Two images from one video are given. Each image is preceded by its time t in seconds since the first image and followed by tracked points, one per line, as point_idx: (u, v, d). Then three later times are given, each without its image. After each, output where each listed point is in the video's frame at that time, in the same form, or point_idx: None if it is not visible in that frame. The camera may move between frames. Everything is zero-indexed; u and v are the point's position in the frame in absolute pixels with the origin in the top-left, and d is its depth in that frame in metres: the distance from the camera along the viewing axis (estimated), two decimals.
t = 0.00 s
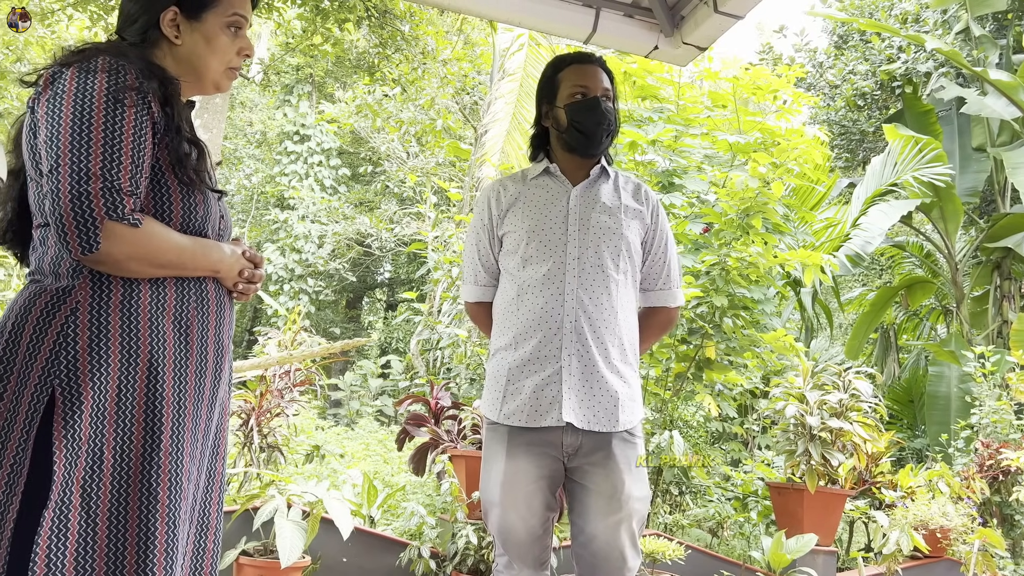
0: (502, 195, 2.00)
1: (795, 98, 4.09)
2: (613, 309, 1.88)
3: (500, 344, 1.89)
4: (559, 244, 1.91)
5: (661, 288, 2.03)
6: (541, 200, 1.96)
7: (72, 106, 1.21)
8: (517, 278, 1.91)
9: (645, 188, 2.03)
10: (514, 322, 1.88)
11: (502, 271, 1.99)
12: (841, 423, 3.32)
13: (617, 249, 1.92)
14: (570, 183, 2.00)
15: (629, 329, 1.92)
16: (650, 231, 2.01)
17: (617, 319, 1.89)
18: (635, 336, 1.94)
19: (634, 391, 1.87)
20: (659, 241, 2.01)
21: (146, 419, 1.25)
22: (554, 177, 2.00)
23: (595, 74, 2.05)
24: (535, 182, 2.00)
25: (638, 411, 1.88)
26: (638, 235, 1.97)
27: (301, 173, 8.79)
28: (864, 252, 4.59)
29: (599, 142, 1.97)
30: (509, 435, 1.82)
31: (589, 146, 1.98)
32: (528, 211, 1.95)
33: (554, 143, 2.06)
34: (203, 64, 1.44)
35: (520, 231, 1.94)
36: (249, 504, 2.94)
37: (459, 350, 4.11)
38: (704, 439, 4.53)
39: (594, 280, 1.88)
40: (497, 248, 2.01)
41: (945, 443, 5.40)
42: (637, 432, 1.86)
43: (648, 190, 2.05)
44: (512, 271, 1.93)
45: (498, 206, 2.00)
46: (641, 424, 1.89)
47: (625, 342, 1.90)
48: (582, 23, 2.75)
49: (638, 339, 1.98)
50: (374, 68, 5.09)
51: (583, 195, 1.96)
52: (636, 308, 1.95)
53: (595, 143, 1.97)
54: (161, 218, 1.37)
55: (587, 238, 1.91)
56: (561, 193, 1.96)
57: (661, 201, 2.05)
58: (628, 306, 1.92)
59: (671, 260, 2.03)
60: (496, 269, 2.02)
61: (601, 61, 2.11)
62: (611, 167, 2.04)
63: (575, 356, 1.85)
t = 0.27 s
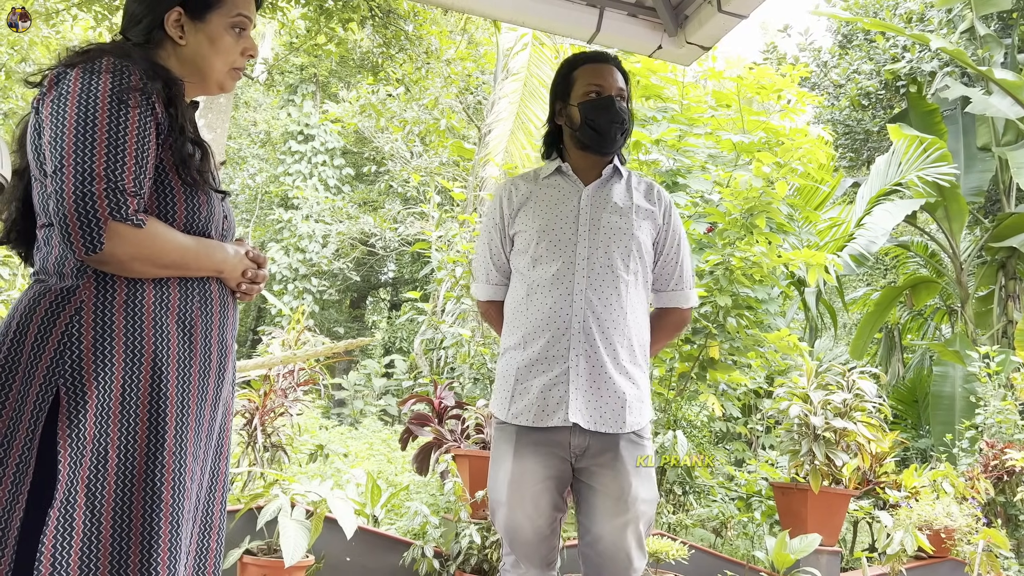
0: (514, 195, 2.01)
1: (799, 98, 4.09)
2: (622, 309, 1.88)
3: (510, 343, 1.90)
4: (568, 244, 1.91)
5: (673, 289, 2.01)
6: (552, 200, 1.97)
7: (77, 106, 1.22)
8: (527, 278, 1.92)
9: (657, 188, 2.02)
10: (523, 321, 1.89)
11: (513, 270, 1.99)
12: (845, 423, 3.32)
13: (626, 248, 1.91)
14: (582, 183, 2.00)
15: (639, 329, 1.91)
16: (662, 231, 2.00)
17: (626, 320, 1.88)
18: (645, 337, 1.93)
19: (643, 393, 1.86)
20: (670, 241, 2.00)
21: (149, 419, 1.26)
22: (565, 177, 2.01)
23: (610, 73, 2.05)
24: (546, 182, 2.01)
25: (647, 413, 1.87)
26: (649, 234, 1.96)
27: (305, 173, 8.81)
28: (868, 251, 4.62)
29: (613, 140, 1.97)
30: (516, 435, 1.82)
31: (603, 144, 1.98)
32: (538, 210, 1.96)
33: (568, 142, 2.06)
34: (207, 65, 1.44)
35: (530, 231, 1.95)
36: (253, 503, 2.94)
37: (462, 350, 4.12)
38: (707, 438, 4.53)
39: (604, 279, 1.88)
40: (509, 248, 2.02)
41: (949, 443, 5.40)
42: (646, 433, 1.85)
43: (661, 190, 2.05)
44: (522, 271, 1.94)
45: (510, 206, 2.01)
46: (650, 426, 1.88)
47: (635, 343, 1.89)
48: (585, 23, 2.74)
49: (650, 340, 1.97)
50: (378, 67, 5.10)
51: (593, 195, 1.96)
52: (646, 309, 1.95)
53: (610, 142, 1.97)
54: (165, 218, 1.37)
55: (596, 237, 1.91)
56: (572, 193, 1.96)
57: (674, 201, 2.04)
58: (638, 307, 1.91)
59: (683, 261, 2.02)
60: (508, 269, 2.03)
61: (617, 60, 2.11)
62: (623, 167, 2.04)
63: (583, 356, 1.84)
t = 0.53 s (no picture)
0: (524, 195, 2.02)
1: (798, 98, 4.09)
2: (631, 310, 1.87)
3: (519, 342, 1.91)
4: (576, 244, 1.91)
5: (684, 290, 2.00)
6: (562, 200, 1.97)
7: (74, 107, 1.22)
8: (536, 278, 1.93)
9: (669, 188, 2.02)
10: (532, 320, 1.90)
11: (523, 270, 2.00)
12: (844, 423, 3.33)
13: (635, 248, 1.91)
14: (593, 183, 2.00)
15: (649, 330, 1.90)
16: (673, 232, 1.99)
17: (635, 320, 1.87)
18: (655, 338, 1.92)
19: (650, 394, 1.85)
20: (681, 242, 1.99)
21: (147, 419, 1.26)
22: (576, 177, 2.01)
23: (622, 73, 2.05)
24: (557, 182, 2.01)
25: (655, 414, 1.86)
26: (659, 235, 1.96)
27: (304, 173, 8.81)
28: (867, 252, 4.63)
29: (625, 139, 1.97)
30: (523, 434, 1.82)
31: (614, 143, 1.98)
32: (548, 210, 1.97)
33: (579, 142, 2.07)
34: (206, 66, 1.44)
35: (540, 230, 1.96)
36: (252, 503, 2.95)
37: (461, 350, 4.13)
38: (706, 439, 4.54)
39: (612, 279, 1.88)
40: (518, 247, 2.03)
41: (948, 444, 5.40)
42: (653, 436, 1.84)
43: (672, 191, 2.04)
44: (531, 271, 1.95)
45: (520, 205, 2.02)
46: (657, 428, 1.87)
47: (643, 344, 1.88)
48: (584, 23, 2.74)
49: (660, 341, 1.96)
50: (377, 67, 5.11)
51: (603, 194, 1.96)
52: (656, 310, 1.94)
53: (621, 141, 1.97)
54: (163, 219, 1.37)
55: (604, 237, 1.91)
56: (582, 193, 1.97)
57: (685, 202, 2.03)
58: (647, 308, 1.91)
59: (694, 262, 2.01)
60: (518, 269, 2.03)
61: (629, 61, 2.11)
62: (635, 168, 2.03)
63: (591, 355, 1.84)
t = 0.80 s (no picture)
0: (531, 196, 2.03)
1: (795, 100, 4.09)
2: (634, 311, 1.86)
3: (523, 342, 1.91)
4: (579, 245, 1.91)
5: (693, 292, 1.97)
6: (567, 201, 1.98)
7: (70, 108, 1.21)
8: (540, 278, 1.94)
9: (677, 190, 2.00)
10: (535, 320, 1.90)
11: (528, 271, 2.01)
12: (840, 424, 3.34)
13: (638, 249, 1.89)
14: (599, 184, 2.00)
15: (653, 332, 1.89)
16: (681, 233, 1.97)
17: (638, 321, 1.86)
18: (660, 339, 1.91)
19: (653, 397, 1.83)
20: (689, 243, 1.97)
21: (142, 420, 1.26)
22: (583, 178, 2.01)
23: (623, 74, 2.04)
24: (564, 184, 2.02)
25: (658, 417, 1.84)
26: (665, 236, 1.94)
27: (301, 173, 8.79)
28: (863, 253, 4.59)
29: (626, 140, 1.97)
30: (524, 435, 1.83)
31: (614, 144, 1.98)
32: (553, 212, 1.97)
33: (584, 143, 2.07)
34: (202, 67, 1.44)
35: (544, 231, 1.97)
36: (247, 504, 2.94)
37: (458, 351, 4.14)
38: (701, 440, 4.57)
39: (614, 280, 1.87)
40: (525, 248, 2.04)
41: (945, 445, 5.41)
42: (656, 439, 1.82)
43: (681, 192, 2.02)
44: (536, 271, 1.96)
45: (527, 207, 2.03)
46: (661, 431, 1.85)
47: (647, 346, 1.87)
48: (581, 24, 2.74)
49: (667, 343, 1.94)
50: (374, 68, 5.10)
51: (608, 195, 1.95)
52: (662, 311, 1.92)
53: (622, 143, 1.97)
54: (158, 220, 1.37)
55: (607, 238, 1.90)
56: (587, 194, 1.97)
57: (694, 203, 2.00)
58: (651, 309, 1.89)
59: (702, 264, 1.98)
60: (524, 270, 2.04)
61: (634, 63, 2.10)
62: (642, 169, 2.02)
63: (592, 356, 1.84)
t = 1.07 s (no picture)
0: (534, 200, 2.06)
1: (790, 102, 4.10)
2: (624, 312, 1.82)
3: (521, 344, 1.94)
4: (572, 246, 1.92)
5: (698, 293, 1.90)
6: (565, 204, 1.98)
7: (66, 109, 1.21)
8: (538, 281, 1.95)
9: (680, 188, 1.94)
10: (531, 323, 1.92)
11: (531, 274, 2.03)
12: (835, 426, 3.35)
13: (629, 249, 1.86)
14: (598, 187, 1.99)
15: (648, 333, 1.84)
16: (682, 232, 1.91)
17: (629, 323, 1.82)
18: (658, 341, 1.85)
19: (647, 399, 1.78)
20: (692, 243, 1.90)
21: (138, 422, 1.25)
22: (583, 182, 2.01)
23: (608, 74, 1.98)
24: (565, 187, 2.02)
25: (655, 419, 1.79)
26: (662, 236, 1.88)
27: (296, 174, 8.79)
28: (858, 254, 4.61)
29: (599, 143, 1.94)
30: (517, 435, 1.84)
31: (589, 148, 1.96)
32: (551, 214, 1.99)
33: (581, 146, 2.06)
34: (198, 67, 1.44)
35: (543, 234, 1.99)
36: (242, 506, 2.94)
37: (453, 352, 4.14)
38: (696, 441, 4.58)
39: (605, 281, 1.84)
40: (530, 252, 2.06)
41: (939, 446, 5.43)
42: (651, 441, 1.77)
43: (685, 190, 1.95)
44: (535, 274, 1.98)
45: (530, 211, 2.06)
46: (659, 433, 1.80)
47: (641, 347, 1.82)
48: (576, 26, 2.74)
49: (668, 345, 1.87)
50: (369, 69, 5.11)
51: (603, 196, 1.94)
52: (661, 313, 1.86)
53: (599, 146, 1.95)
54: (154, 221, 1.37)
55: (599, 238, 1.89)
56: (584, 197, 1.97)
57: (698, 201, 1.93)
58: (646, 310, 1.84)
59: (707, 263, 1.90)
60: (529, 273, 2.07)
61: (630, 59, 2.03)
62: (642, 169, 1.98)
63: (581, 358, 1.82)
